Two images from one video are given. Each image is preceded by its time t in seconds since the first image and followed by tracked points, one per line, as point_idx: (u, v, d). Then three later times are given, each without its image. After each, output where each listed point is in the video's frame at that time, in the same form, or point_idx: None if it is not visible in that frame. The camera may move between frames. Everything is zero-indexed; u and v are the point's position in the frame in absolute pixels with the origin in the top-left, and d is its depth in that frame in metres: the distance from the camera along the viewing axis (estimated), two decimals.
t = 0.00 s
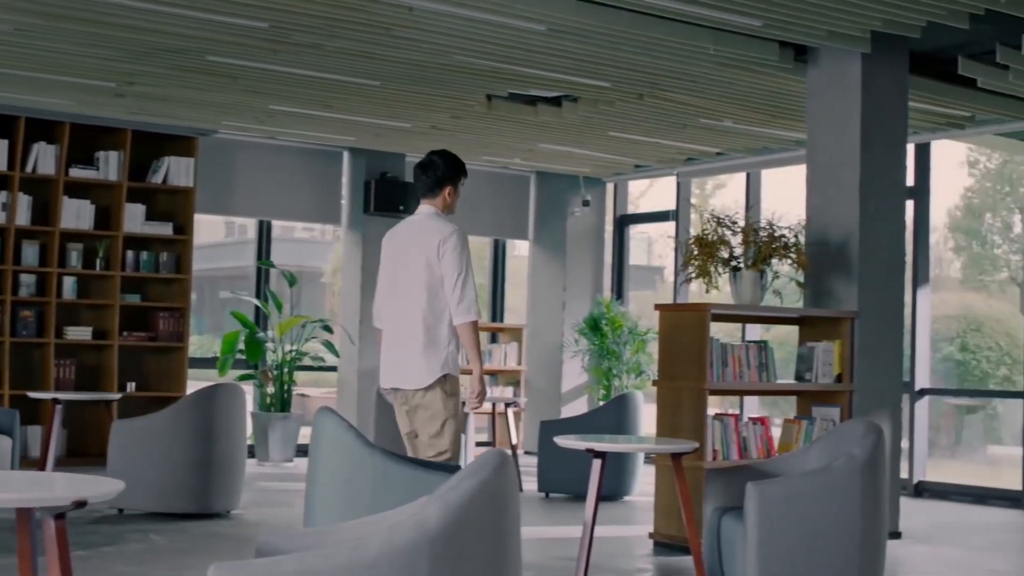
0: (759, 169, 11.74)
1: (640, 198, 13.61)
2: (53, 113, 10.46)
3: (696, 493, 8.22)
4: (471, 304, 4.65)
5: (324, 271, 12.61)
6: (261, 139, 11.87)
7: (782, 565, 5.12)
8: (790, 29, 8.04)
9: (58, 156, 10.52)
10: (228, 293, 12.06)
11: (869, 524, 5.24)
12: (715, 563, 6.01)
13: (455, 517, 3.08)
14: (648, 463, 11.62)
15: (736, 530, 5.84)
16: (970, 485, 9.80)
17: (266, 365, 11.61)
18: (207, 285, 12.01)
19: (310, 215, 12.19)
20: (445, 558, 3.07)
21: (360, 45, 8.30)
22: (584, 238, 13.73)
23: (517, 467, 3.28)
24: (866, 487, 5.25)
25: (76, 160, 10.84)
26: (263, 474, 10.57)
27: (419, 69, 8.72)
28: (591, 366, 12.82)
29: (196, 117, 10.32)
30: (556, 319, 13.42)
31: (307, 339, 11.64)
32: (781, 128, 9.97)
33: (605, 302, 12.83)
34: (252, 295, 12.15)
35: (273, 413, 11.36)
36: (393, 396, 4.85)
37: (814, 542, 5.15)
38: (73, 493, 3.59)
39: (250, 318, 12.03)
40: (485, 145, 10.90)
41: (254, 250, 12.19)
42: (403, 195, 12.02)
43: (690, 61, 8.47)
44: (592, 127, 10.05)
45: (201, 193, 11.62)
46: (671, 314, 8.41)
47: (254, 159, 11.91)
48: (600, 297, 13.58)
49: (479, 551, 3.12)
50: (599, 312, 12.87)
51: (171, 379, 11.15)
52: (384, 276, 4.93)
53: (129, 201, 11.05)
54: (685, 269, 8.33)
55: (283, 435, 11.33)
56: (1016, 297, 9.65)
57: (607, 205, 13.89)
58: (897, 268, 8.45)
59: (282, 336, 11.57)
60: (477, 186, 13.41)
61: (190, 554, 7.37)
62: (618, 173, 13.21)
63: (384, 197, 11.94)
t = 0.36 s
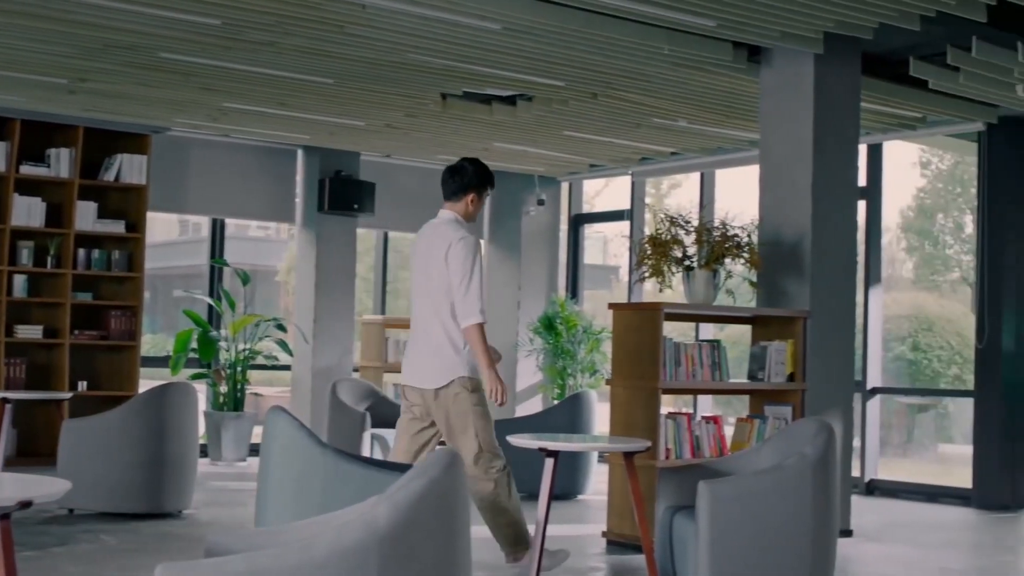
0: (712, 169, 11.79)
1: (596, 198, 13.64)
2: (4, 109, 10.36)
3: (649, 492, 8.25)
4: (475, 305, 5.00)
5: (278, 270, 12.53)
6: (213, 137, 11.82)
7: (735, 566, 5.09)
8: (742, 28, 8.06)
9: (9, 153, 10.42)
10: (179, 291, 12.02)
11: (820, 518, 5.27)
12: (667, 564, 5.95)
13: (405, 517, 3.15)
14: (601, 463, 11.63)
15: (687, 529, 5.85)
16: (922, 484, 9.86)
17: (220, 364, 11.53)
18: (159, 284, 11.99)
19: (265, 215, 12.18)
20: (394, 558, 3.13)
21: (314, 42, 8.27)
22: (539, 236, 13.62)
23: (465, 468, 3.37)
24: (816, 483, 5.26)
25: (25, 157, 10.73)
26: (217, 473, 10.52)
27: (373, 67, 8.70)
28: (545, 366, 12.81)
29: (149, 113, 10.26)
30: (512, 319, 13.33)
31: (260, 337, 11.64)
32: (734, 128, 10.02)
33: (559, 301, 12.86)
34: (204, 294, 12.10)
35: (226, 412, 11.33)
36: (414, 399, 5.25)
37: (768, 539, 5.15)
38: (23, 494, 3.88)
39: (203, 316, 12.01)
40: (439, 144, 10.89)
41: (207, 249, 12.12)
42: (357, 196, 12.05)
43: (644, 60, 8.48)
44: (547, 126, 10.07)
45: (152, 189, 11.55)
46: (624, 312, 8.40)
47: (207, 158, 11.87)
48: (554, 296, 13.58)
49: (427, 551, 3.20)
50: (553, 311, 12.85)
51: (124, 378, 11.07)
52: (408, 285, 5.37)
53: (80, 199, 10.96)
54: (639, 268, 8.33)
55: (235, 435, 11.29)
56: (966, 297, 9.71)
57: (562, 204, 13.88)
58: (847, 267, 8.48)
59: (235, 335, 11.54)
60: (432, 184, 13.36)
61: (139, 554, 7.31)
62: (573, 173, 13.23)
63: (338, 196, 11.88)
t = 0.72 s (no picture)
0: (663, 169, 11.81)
1: (547, 196, 13.38)
2: None
3: (597, 496, 8.16)
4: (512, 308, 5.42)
5: (228, 268, 12.50)
6: (161, 134, 11.74)
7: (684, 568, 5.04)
8: (691, 29, 8.08)
9: None
10: (128, 291, 11.95)
11: (768, 516, 5.24)
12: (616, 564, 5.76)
13: (350, 517, 3.06)
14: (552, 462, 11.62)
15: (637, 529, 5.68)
16: (869, 482, 9.94)
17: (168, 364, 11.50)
18: (109, 283, 11.92)
19: (215, 214, 12.11)
20: (341, 557, 3.04)
21: (263, 40, 8.21)
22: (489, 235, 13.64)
23: (409, 467, 3.29)
24: (764, 480, 5.23)
25: None
26: (166, 473, 10.45)
27: (323, 65, 8.66)
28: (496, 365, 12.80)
29: (97, 110, 10.17)
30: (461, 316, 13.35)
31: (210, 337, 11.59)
32: (685, 129, 10.06)
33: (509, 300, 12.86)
34: (152, 292, 12.07)
35: (174, 411, 11.26)
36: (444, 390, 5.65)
37: (716, 537, 5.10)
38: None
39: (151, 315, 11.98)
40: (390, 142, 10.85)
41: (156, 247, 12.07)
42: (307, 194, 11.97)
43: (594, 60, 8.49)
44: (498, 126, 10.06)
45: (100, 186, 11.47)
46: (573, 311, 8.37)
47: (155, 155, 11.78)
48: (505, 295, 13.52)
49: (374, 551, 3.12)
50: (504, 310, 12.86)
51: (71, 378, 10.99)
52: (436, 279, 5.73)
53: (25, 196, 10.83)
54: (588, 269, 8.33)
55: (183, 434, 11.22)
56: (913, 297, 9.76)
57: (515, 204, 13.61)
58: (795, 268, 8.52)
59: (184, 334, 11.52)
60: (382, 183, 13.30)
61: (84, 555, 7.25)
62: (524, 172, 13.20)
63: (287, 195, 11.80)
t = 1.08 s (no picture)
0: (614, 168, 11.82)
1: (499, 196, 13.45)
2: None
3: (545, 498, 8.03)
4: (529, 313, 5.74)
5: (178, 267, 12.48)
6: (109, 131, 11.65)
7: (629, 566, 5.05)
8: (642, 29, 8.08)
9: None
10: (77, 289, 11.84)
11: (713, 521, 5.25)
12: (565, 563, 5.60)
13: (292, 517, 3.21)
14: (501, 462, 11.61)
15: (585, 526, 5.49)
16: (816, 481, 10.00)
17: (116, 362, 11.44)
18: (57, 281, 11.79)
19: (164, 212, 12.03)
20: (284, 558, 3.20)
21: (212, 37, 8.14)
22: (439, 234, 13.55)
23: (355, 470, 3.52)
24: (709, 484, 5.25)
25: None
26: (114, 473, 10.37)
27: (272, 62, 8.60)
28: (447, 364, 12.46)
29: (44, 106, 10.06)
30: (411, 314, 13.27)
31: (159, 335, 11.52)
32: (636, 128, 10.10)
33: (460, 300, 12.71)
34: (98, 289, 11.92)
35: (122, 411, 11.18)
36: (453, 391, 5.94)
37: (662, 541, 5.11)
38: None
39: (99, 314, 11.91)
40: (341, 140, 10.81)
41: (104, 245, 12.00)
42: (258, 192, 11.94)
43: (544, 58, 8.48)
44: (449, 124, 10.05)
45: (48, 184, 11.39)
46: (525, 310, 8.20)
47: (102, 153, 11.71)
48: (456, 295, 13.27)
49: (320, 551, 3.28)
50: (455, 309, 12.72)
51: (18, 377, 10.87)
52: (446, 283, 6.00)
53: None
54: (538, 269, 8.29)
55: (131, 434, 11.16)
56: (862, 296, 9.88)
57: (464, 203, 13.67)
58: (745, 267, 8.52)
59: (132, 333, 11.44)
60: (334, 182, 13.22)
61: (22, 555, 7.18)
62: (476, 171, 13.16)
63: (236, 194, 11.76)
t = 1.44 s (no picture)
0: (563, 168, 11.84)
1: (450, 194, 13.41)
2: None
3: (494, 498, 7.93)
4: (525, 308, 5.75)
5: (126, 266, 12.36)
6: (54, 128, 11.54)
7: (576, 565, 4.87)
8: (591, 28, 8.07)
9: None
10: (22, 288, 11.73)
11: (661, 537, 5.04)
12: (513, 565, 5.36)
13: (234, 518, 3.04)
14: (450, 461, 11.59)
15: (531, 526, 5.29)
16: (764, 479, 10.05)
17: (62, 361, 11.34)
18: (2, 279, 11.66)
19: (111, 210, 11.93)
20: (226, 562, 3.00)
21: (158, 33, 8.06)
22: (389, 233, 13.42)
23: (299, 468, 3.41)
24: (660, 499, 5.04)
25: None
26: (59, 473, 10.27)
27: (220, 59, 8.55)
28: (396, 363, 12.41)
29: None
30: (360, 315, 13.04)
31: (105, 334, 11.44)
32: (584, 128, 10.12)
33: (409, 298, 12.47)
34: (45, 289, 11.88)
35: (68, 410, 11.09)
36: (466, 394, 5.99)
37: (603, 551, 4.92)
38: None
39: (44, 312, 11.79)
40: (290, 138, 10.77)
41: (49, 243, 11.89)
42: (207, 190, 11.93)
43: (494, 57, 8.47)
44: (400, 123, 10.05)
45: None
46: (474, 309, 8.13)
47: (49, 150, 11.58)
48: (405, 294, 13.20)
49: (263, 549, 3.13)
50: (403, 308, 12.45)
51: None
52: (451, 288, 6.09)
53: None
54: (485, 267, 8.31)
55: (77, 434, 11.05)
56: (810, 295, 9.95)
57: (414, 202, 13.64)
58: (693, 265, 8.52)
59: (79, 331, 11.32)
60: (284, 180, 13.15)
61: None
62: (425, 170, 13.14)
63: (184, 191, 11.67)
